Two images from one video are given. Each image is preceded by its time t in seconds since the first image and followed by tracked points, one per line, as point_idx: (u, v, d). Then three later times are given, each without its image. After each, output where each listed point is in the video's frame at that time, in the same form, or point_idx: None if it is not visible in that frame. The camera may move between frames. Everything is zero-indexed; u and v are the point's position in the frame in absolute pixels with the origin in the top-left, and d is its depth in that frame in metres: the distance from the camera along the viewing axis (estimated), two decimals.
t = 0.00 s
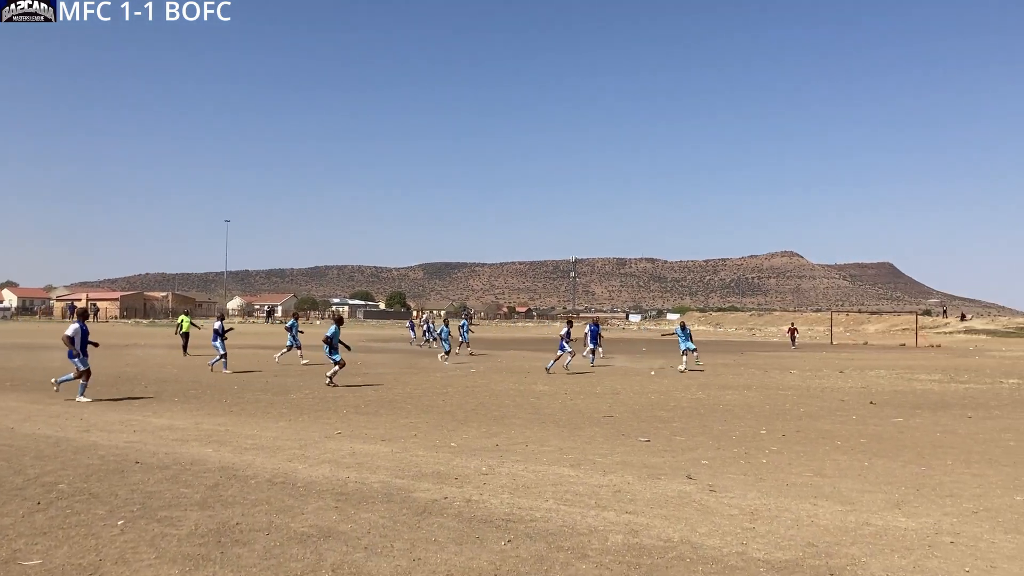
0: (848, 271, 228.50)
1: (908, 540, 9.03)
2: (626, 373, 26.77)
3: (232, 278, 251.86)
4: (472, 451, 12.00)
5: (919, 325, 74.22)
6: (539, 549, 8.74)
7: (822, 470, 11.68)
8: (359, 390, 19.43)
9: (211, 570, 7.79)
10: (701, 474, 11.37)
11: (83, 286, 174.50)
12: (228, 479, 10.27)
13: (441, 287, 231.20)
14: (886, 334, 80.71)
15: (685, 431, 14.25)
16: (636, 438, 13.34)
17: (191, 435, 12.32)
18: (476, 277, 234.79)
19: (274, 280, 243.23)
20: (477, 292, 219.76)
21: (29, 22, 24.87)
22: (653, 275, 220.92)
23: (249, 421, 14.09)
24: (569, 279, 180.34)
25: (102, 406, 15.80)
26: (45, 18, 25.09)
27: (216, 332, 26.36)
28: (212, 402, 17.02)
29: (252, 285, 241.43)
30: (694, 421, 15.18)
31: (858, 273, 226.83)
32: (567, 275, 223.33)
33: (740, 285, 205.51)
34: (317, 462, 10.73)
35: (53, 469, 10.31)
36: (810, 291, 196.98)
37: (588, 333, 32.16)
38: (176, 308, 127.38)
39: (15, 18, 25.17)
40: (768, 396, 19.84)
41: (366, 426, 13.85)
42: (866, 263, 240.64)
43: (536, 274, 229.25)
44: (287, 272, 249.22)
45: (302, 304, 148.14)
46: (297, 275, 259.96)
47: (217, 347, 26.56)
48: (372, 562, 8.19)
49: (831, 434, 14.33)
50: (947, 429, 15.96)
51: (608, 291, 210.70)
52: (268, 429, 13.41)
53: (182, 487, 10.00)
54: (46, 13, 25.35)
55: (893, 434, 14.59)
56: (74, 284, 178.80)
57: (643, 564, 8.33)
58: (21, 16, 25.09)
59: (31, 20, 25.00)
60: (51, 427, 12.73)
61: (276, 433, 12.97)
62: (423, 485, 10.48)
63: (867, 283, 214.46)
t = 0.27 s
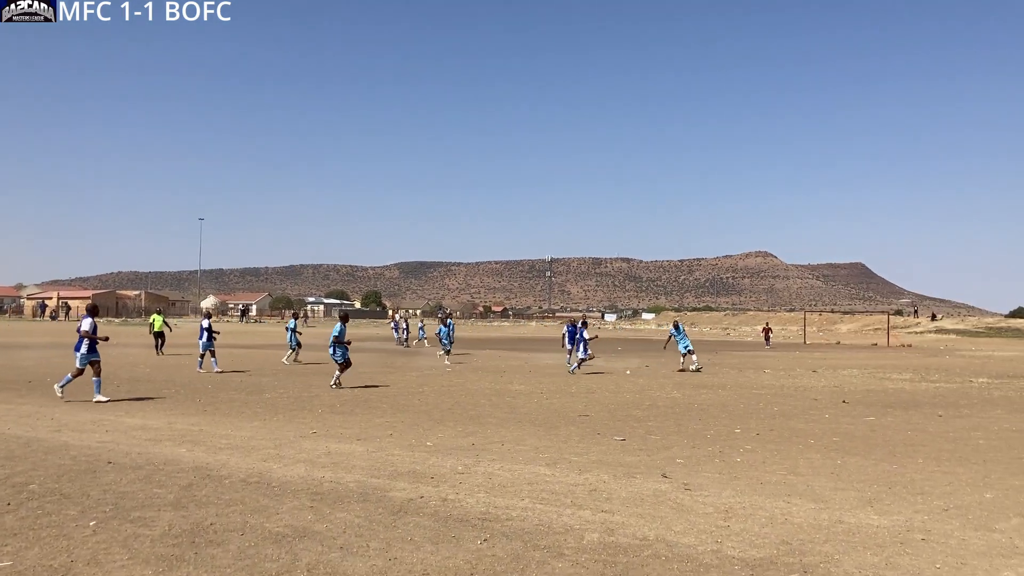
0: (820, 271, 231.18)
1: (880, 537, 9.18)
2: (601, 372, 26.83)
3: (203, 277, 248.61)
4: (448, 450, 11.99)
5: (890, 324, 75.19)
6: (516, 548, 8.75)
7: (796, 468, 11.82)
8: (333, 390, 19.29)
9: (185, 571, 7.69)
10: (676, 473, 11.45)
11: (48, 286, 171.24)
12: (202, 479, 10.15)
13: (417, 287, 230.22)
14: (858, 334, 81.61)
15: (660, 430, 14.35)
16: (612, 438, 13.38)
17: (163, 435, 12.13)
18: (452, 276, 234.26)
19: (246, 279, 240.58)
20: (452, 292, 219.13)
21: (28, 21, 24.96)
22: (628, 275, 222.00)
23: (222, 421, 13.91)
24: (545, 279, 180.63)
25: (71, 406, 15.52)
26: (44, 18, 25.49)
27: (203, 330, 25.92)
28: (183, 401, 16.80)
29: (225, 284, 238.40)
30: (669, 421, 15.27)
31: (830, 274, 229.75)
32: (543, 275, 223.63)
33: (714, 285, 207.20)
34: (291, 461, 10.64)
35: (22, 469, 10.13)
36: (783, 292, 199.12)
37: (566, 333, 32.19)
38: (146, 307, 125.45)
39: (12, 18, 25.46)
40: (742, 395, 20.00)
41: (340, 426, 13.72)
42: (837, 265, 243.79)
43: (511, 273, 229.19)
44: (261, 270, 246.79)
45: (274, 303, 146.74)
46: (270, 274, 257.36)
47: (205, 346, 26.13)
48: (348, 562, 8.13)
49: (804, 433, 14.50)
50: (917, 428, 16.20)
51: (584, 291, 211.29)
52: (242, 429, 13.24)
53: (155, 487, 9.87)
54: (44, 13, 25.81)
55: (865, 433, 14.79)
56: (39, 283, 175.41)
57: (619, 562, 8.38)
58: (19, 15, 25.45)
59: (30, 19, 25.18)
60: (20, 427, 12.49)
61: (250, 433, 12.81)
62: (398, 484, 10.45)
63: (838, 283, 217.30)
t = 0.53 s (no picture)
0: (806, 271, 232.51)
1: (862, 536, 9.26)
2: (586, 371, 26.85)
3: (189, 276, 246.91)
4: (433, 450, 11.98)
5: (875, 325, 75.67)
6: (500, 547, 8.75)
7: (780, 467, 11.90)
8: (319, 389, 19.21)
9: (168, 571, 7.66)
10: (660, 472, 11.50)
11: (31, 283, 169.52)
12: (185, 478, 10.09)
13: (404, 286, 229.69)
14: (842, 335, 82.17)
15: (645, 429, 14.39)
16: (596, 437, 13.40)
17: (146, 434, 12.05)
18: (438, 276, 233.82)
19: (232, 278, 239.16)
20: (439, 292, 218.73)
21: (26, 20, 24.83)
22: (616, 275, 222.43)
23: (206, 420, 13.83)
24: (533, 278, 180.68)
25: (53, 405, 15.38)
26: (44, 18, 25.81)
27: (198, 330, 25.67)
28: (167, 401, 16.68)
29: (210, 283, 236.79)
30: (653, 420, 15.32)
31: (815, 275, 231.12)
32: (530, 275, 223.66)
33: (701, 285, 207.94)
34: (276, 461, 10.60)
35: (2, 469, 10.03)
36: (769, 292, 200.13)
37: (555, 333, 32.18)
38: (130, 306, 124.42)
39: (9, 17, 25.63)
40: (727, 394, 20.07)
41: (325, 425, 13.67)
42: (823, 266, 245.39)
43: (498, 273, 229.02)
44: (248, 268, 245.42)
45: (260, 302, 146.00)
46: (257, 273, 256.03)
47: (199, 347, 25.99)
48: (332, 562, 8.11)
49: (788, 432, 14.57)
50: (899, 428, 16.34)
51: (571, 291, 211.50)
52: (225, 429, 13.17)
53: (138, 487, 9.81)
54: (44, 13, 26.19)
55: (848, 432, 14.89)
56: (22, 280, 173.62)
57: (603, 561, 8.41)
58: (19, 15, 25.70)
59: (28, 18, 25.18)
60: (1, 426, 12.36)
61: (234, 433, 12.74)
62: (383, 484, 10.43)
63: (824, 283, 218.64)
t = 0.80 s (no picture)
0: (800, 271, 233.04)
1: (854, 535, 9.30)
2: (579, 371, 26.89)
3: (183, 274, 246.22)
4: (426, 450, 11.98)
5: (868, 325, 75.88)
6: (492, 547, 8.76)
7: (772, 467, 11.94)
8: (312, 389, 19.17)
9: (160, 571, 7.65)
10: (653, 472, 11.52)
11: (24, 281, 168.80)
12: (178, 478, 10.08)
13: (398, 285, 229.44)
14: (835, 335, 82.40)
15: (638, 429, 14.42)
16: (589, 437, 13.42)
17: (138, 434, 12.04)
18: (433, 275, 233.63)
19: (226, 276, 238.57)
20: (434, 291, 218.53)
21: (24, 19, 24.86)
22: (610, 275, 222.57)
23: (198, 420, 13.80)
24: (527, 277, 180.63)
25: (45, 405, 15.33)
26: (43, 18, 25.92)
27: (199, 330, 25.53)
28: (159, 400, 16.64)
29: (204, 282, 236.18)
30: (646, 420, 15.34)
31: (810, 274, 231.53)
32: (524, 274, 223.67)
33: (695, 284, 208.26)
34: (268, 460, 10.59)
35: None
36: (763, 292, 200.52)
37: (553, 333, 32.21)
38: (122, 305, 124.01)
39: (8, 16, 25.69)
40: (719, 393, 20.12)
41: (318, 425, 13.65)
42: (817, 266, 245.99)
43: (493, 272, 228.90)
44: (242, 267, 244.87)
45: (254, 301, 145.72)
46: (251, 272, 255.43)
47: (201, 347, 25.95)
48: (324, 561, 8.12)
49: (780, 432, 14.61)
50: (891, 428, 16.40)
51: (566, 290, 211.58)
52: (218, 429, 13.14)
53: (130, 487, 9.80)
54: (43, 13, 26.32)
55: (840, 432, 14.94)
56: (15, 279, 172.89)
57: (595, 561, 8.43)
58: (18, 14, 25.78)
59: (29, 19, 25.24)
60: None
61: (226, 432, 12.72)
62: (376, 484, 10.43)
63: (817, 283, 219.15)
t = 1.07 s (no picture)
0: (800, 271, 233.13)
1: (855, 535, 9.31)
2: (580, 371, 26.87)
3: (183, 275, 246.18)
4: (427, 450, 11.98)
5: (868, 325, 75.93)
6: (493, 547, 8.76)
7: (773, 468, 11.94)
8: (313, 390, 19.17)
9: (161, 571, 7.65)
10: (654, 472, 11.52)
11: (24, 282, 168.75)
12: (179, 478, 10.08)
13: (399, 285, 229.46)
14: (834, 335, 82.47)
15: (639, 429, 14.42)
16: (590, 437, 13.41)
17: (139, 434, 12.03)
18: (433, 275, 233.63)
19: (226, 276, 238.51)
20: (434, 291, 218.53)
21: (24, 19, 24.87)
22: (610, 275, 222.57)
23: (199, 420, 13.80)
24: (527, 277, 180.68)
25: (46, 405, 15.32)
26: (44, 18, 25.96)
27: (209, 329, 25.46)
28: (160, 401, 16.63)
29: (204, 282, 236.19)
30: (647, 420, 15.34)
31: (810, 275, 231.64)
32: (525, 274, 223.64)
33: (695, 284, 208.39)
34: (270, 461, 10.59)
35: None
36: (763, 292, 200.60)
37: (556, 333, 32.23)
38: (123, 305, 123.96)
39: (7, 16, 25.74)
40: (720, 394, 20.13)
41: (320, 425, 13.64)
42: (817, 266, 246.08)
43: (493, 272, 228.92)
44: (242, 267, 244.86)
45: (254, 301, 145.70)
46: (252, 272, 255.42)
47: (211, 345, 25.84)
48: (325, 561, 8.12)
49: (781, 432, 14.61)
50: (892, 428, 16.40)
51: (566, 291, 211.62)
52: (219, 429, 13.13)
53: (132, 487, 9.80)
54: (43, 13, 26.37)
55: (841, 433, 14.94)
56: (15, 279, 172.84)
57: (597, 561, 8.43)
58: (18, 15, 25.83)
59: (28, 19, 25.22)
60: None
61: (227, 433, 12.71)
62: (377, 484, 10.44)
63: (817, 283, 219.25)
